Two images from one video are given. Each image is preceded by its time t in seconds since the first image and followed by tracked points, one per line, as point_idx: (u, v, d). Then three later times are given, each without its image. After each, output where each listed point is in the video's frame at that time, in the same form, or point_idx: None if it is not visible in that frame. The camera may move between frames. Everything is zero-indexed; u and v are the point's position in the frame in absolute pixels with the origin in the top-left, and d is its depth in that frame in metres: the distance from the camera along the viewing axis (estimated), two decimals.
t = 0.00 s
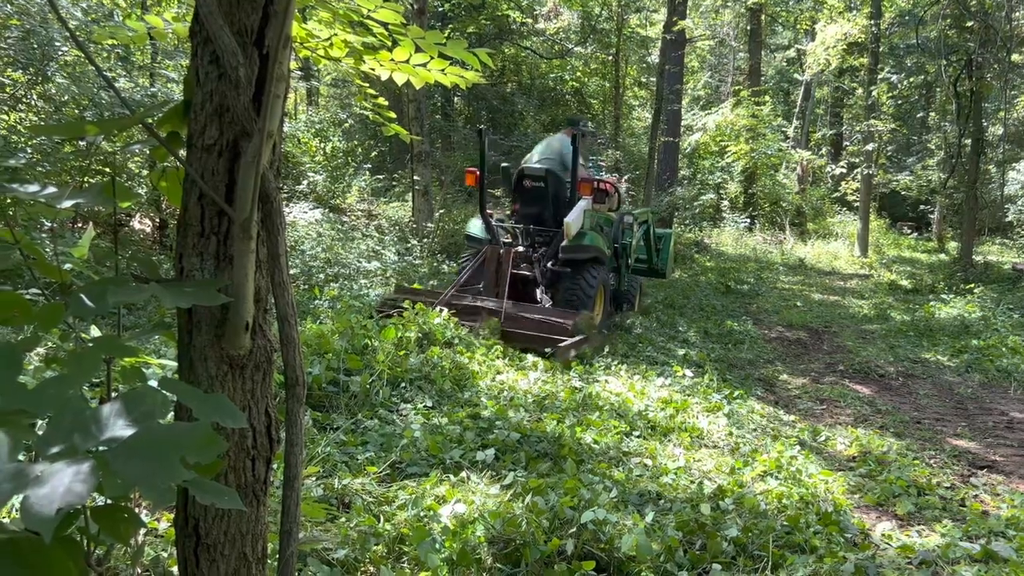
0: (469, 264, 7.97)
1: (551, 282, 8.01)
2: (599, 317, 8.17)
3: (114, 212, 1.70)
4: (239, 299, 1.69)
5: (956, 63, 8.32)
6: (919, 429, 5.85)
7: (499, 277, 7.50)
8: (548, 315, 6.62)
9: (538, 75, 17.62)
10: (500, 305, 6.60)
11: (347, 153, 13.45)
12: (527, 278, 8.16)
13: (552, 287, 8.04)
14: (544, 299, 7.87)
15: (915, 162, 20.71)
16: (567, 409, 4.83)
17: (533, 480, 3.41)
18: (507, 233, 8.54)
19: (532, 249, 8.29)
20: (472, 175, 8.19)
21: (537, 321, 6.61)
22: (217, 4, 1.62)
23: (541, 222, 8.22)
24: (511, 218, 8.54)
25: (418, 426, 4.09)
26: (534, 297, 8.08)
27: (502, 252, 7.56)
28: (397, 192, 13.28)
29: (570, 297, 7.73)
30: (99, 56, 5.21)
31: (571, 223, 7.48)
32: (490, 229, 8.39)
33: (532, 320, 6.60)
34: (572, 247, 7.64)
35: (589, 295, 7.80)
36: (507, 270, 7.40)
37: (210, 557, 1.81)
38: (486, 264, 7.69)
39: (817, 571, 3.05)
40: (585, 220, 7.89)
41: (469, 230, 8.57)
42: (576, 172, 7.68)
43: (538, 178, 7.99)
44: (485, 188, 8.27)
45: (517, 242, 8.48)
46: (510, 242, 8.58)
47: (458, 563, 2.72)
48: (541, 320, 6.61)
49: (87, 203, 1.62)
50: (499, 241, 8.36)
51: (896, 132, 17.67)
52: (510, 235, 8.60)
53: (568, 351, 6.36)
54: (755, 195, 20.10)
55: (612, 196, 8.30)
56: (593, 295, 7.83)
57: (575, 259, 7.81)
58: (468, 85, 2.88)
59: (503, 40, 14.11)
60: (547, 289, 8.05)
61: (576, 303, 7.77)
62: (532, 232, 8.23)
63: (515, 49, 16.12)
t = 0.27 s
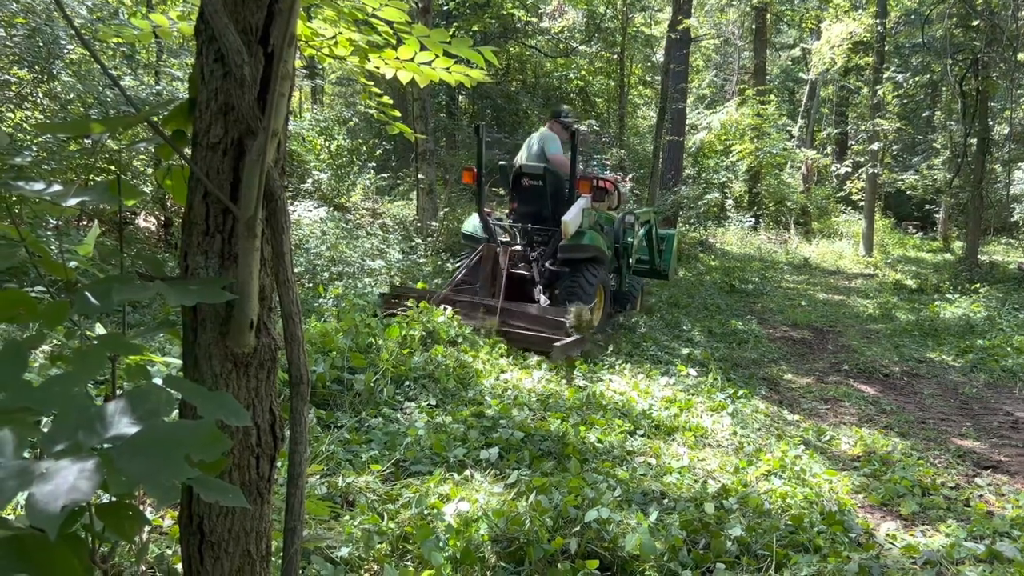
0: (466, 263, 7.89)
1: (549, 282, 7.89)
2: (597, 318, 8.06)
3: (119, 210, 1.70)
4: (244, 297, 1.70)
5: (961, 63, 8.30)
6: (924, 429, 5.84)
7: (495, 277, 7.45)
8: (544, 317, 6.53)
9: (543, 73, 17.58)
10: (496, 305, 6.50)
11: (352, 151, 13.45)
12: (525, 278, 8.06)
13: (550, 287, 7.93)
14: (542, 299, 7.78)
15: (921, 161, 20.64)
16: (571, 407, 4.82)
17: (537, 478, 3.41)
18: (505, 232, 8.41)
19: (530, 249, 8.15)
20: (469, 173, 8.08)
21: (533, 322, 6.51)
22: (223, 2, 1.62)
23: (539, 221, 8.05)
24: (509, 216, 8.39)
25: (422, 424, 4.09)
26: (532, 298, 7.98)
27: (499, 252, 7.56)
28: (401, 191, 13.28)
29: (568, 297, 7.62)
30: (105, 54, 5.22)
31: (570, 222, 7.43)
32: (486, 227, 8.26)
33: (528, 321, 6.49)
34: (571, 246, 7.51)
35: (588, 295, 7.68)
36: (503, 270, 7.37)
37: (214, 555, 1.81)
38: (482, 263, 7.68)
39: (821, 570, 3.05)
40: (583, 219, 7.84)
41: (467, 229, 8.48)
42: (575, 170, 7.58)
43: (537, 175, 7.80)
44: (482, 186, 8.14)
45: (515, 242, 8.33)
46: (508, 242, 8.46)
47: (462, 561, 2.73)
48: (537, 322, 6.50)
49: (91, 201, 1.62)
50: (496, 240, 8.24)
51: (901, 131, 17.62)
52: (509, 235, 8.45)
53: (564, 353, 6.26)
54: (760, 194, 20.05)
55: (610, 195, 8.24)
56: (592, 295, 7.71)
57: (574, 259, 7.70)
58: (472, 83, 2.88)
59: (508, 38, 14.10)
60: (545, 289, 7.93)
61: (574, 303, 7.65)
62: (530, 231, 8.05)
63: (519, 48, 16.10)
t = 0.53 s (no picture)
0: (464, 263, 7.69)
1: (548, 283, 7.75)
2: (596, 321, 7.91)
3: (126, 209, 1.71)
4: (250, 296, 1.70)
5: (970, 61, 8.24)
6: (931, 429, 5.82)
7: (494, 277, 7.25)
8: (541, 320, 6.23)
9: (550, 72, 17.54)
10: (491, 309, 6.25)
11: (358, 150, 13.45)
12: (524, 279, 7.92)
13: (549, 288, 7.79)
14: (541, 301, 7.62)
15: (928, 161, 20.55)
16: (577, 407, 4.82)
17: (543, 478, 3.40)
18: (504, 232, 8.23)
19: (529, 249, 7.97)
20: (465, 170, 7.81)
21: (531, 325, 6.24)
22: (229, 2, 1.62)
23: (538, 220, 7.91)
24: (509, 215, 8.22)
25: (427, 424, 4.09)
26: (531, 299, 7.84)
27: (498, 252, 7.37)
28: (408, 189, 13.29)
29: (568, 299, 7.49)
30: (112, 53, 5.23)
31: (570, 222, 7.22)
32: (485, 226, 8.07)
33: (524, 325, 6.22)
34: (572, 247, 7.40)
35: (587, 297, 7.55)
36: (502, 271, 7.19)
37: (221, 554, 1.82)
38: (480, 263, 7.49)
39: (828, 570, 3.04)
40: (584, 220, 7.66)
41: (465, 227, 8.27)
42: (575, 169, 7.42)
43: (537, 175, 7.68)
44: (480, 185, 7.95)
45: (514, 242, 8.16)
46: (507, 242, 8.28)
47: (467, 560, 2.73)
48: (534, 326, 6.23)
49: (100, 201, 1.63)
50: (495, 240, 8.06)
51: (908, 130, 17.55)
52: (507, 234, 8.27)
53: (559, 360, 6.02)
54: (766, 194, 20.00)
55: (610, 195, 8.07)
56: (592, 297, 7.59)
57: (574, 260, 7.58)
58: (480, 83, 2.88)
59: (514, 38, 14.08)
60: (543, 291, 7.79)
61: (574, 306, 7.53)
62: (530, 231, 7.92)
63: (526, 47, 16.08)
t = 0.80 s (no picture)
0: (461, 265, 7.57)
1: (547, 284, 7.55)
2: (598, 324, 7.60)
3: (136, 209, 1.72)
4: (261, 296, 1.70)
5: (981, 60, 8.18)
6: (941, 430, 5.79)
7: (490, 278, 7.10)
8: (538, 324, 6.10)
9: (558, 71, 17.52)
10: (487, 309, 6.17)
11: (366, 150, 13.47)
12: (524, 280, 7.77)
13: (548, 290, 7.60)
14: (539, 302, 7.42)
15: (938, 160, 20.43)
16: (585, 406, 4.81)
17: (551, 478, 3.39)
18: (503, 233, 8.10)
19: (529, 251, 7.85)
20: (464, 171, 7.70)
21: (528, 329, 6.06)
22: (239, 2, 1.62)
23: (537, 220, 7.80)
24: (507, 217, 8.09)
25: (435, 423, 4.09)
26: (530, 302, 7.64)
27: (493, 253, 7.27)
28: (416, 189, 13.31)
29: (566, 301, 7.24)
30: (122, 53, 5.26)
31: (567, 222, 6.93)
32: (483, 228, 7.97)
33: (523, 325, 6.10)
34: (569, 247, 7.11)
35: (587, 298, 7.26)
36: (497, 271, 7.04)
37: (230, 553, 1.82)
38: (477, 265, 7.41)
39: (838, 571, 3.02)
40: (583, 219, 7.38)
41: (463, 228, 8.14)
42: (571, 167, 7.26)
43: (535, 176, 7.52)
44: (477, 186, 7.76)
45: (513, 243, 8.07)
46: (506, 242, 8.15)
47: (475, 560, 2.73)
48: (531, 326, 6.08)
49: (110, 201, 1.63)
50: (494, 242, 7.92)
51: (918, 129, 17.45)
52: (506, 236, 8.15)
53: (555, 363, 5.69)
54: (775, 193, 19.91)
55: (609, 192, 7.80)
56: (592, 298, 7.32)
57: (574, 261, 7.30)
58: (488, 82, 2.88)
59: (522, 37, 14.07)
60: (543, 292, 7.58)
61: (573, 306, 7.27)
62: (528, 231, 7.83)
63: (534, 46, 16.07)
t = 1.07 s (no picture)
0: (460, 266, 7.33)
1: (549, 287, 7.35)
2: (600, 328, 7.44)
3: (150, 212, 1.73)
4: (274, 297, 1.70)
5: (995, 59, 8.11)
6: (954, 431, 5.75)
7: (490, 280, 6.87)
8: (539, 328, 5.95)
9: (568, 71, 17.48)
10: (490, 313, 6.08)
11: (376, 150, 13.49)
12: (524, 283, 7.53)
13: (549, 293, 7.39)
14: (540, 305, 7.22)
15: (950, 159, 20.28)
16: (595, 407, 4.80)
17: (562, 478, 3.39)
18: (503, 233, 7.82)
19: (530, 251, 7.62)
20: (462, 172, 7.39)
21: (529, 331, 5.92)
22: (253, 4, 1.62)
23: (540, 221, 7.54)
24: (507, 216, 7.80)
25: (445, 423, 4.10)
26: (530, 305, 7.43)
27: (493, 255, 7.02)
28: (425, 189, 13.32)
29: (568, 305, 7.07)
30: (135, 55, 5.29)
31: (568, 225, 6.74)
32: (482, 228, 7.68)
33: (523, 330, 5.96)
34: (573, 249, 6.97)
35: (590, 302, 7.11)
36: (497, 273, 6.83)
37: (243, 553, 1.83)
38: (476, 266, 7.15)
39: (850, 573, 3.01)
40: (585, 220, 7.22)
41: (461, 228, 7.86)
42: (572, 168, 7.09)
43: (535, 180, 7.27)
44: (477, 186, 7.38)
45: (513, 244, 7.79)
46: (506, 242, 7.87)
47: (486, 561, 2.74)
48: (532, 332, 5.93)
49: (125, 203, 1.65)
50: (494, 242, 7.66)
51: (930, 128, 17.32)
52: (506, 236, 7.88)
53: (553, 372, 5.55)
54: (786, 192, 19.79)
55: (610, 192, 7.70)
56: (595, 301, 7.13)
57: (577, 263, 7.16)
58: (498, 83, 2.89)
59: (532, 37, 14.04)
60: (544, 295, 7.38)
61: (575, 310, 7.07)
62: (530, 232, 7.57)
63: (543, 46, 16.04)
